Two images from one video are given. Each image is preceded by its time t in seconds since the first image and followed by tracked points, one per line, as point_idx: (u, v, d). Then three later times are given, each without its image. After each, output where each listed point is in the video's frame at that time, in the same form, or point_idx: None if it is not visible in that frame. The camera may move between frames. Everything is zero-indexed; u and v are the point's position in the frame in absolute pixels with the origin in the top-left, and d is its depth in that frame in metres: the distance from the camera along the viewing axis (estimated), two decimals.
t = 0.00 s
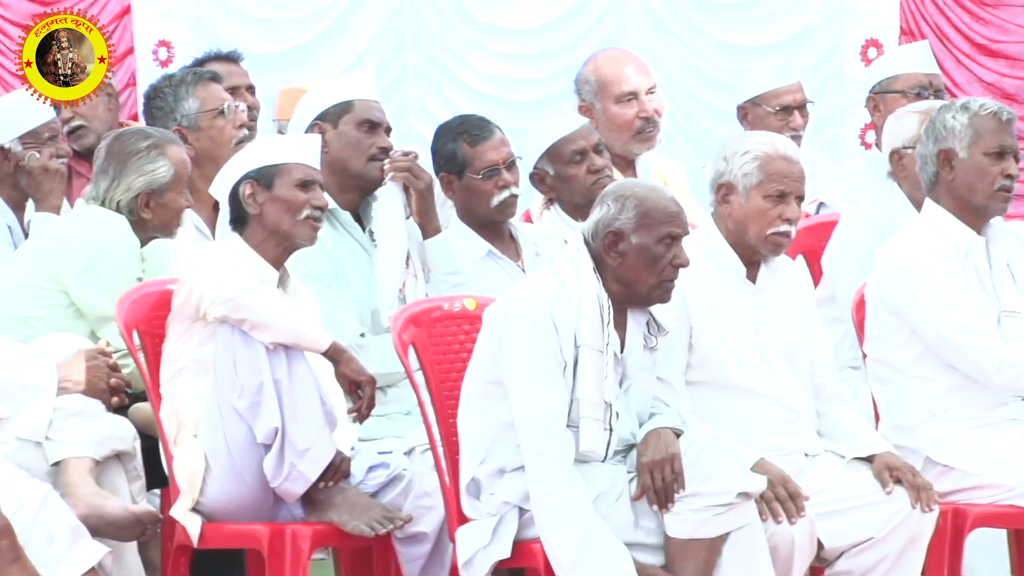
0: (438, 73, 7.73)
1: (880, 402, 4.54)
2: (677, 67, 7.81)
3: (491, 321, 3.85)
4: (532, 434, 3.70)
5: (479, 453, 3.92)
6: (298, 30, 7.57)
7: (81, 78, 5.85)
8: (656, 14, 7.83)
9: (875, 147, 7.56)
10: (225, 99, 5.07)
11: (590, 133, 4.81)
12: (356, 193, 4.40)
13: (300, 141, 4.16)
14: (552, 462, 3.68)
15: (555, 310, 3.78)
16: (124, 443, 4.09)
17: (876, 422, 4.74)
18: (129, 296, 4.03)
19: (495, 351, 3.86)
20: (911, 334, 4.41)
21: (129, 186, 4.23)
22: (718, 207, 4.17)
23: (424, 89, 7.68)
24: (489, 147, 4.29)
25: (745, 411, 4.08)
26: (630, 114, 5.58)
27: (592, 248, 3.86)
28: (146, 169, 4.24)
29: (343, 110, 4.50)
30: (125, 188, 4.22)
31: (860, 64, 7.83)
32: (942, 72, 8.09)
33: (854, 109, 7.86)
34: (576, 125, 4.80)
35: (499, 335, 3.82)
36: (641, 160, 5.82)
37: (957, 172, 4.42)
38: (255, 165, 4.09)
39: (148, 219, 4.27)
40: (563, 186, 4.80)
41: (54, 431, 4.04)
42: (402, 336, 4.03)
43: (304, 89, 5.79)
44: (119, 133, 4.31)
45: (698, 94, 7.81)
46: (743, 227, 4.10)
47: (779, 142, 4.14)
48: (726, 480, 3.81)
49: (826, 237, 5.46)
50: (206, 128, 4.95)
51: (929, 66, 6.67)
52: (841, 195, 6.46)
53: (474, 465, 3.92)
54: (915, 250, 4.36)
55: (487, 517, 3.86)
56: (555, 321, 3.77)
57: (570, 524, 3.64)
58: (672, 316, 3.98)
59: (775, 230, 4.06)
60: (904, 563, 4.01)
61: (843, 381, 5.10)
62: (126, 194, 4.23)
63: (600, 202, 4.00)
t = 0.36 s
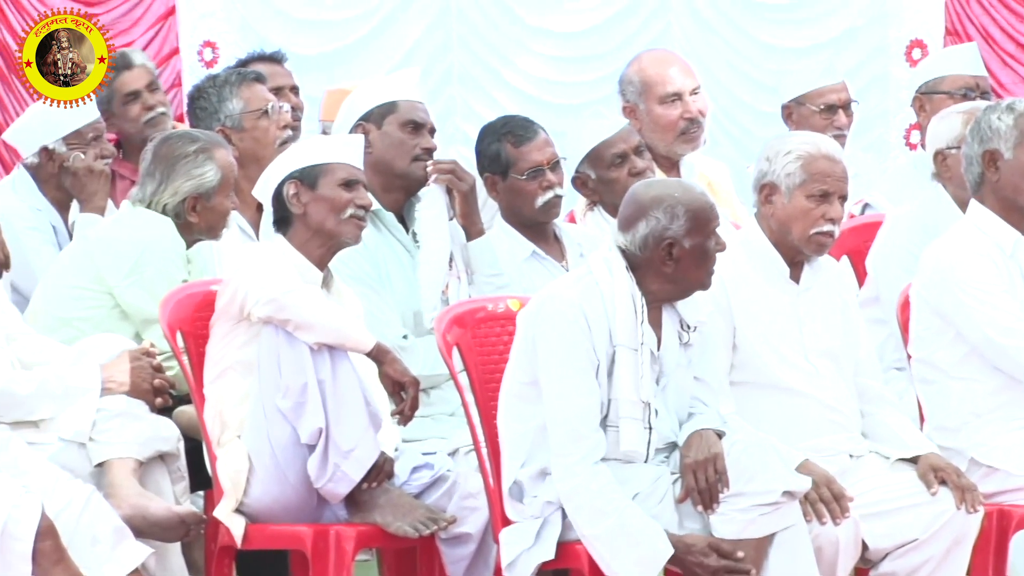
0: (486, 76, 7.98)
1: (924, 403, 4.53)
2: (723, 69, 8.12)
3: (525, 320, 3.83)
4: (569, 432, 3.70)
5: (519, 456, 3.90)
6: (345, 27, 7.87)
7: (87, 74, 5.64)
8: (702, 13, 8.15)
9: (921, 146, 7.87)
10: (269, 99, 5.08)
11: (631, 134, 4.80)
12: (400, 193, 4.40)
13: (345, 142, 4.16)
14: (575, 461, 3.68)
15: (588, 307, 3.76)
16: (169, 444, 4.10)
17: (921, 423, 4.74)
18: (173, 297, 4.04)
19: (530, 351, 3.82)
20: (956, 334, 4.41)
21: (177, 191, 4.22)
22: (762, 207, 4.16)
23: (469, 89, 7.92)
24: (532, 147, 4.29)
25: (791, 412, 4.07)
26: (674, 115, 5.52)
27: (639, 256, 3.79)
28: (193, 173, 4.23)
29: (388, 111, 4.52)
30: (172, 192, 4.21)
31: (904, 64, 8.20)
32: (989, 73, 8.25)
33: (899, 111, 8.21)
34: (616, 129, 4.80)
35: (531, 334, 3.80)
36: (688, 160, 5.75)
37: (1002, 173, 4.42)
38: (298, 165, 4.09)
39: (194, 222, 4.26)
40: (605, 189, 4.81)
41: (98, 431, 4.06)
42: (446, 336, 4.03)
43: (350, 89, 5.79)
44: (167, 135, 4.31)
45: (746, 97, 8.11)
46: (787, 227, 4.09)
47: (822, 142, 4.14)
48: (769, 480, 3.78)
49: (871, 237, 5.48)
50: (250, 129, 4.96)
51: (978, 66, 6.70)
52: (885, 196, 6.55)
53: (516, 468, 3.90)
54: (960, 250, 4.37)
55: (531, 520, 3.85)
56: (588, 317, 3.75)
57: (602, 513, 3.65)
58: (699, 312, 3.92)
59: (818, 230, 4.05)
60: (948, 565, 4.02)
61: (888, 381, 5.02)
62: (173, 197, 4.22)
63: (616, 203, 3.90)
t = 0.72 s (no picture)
0: (533, 71, 8.98)
1: (974, 402, 4.53)
2: (772, 67, 9.11)
3: (576, 320, 3.83)
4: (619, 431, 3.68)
5: (571, 456, 3.89)
6: (396, 31, 8.83)
7: (79, 79, 7.95)
8: (750, 13, 9.11)
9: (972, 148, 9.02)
10: (317, 99, 5.10)
11: (681, 136, 4.84)
12: (449, 193, 4.43)
13: (395, 142, 4.16)
14: (626, 464, 3.65)
15: (639, 308, 3.76)
16: (217, 444, 4.10)
17: (970, 421, 4.76)
18: (222, 297, 4.05)
19: (581, 351, 3.83)
20: (1006, 335, 4.41)
21: (223, 192, 4.23)
22: (810, 207, 4.17)
23: (523, 91, 8.93)
24: (582, 148, 4.33)
25: (843, 412, 4.06)
26: (724, 115, 5.54)
27: (691, 258, 3.80)
28: (240, 174, 4.23)
29: (437, 111, 4.56)
30: (218, 193, 4.21)
31: (955, 65, 9.29)
32: None
33: (948, 112, 9.27)
34: (664, 130, 4.82)
35: (583, 334, 3.80)
36: (735, 160, 5.83)
37: None
38: (347, 166, 4.09)
39: (241, 224, 4.27)
40: (655, 189, 4.84)
41: (148, 431, 4.06)
42: (495, 337, 4.03)
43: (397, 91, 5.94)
44: (214, 136, 4.30)
45: (799, 97, 9.10)
46: (835, 227, 4.10)
47: (871, 142, 4.13)
48: (822, 480, 3.79)
49: (920, 237, 5.53)
50: (298, 128, 4.98)
51: None
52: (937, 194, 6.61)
53: (566, 468, 3.89)
54: (1010, 251, 4.38)
55: (580, 520, 3.85)
56: (639, 318, 3.75)
57: (648, 518, 3.63)
58: (751, 312, 3.92)
59: (867, 230, 4.05)
60: (996, 566, 4.03)
61: (937, 380, 5.05)
62: (219, 199, 4.22)
63: (666, 206, 3.91)
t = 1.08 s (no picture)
0: (584, 70, 8.51)
1: None
2: (825, 69, 8.47)
3: (633, 321, 3.83)
4: (676, 433, 3.68)
5: (624, 455, 3.89)
6: (447, 31, 8.47)
7: (79, 78, 7.91)
8: (806, 16, 8.50)
9: None
10: (368, 99, 5.11)
11: (733, 136, 4.85)
12: (500, 194, 4.42)
13: (446, 142, 4.16)
14: (689, 465, 3.65)
15: (698, 310, 3.76)
16: (268, 444, 4.09)
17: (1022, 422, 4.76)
18: (273, 298, 4.04)
19: (639, 353, 3.82)
20: None
21: (271, 187, 4.20)
22: (862, 207, 4.17)
23: (574, 91, 8.48)
24: (633, 147, 4.40)
25: (896, 413, 4.06)
26: (775, 115, 5.68)
27: (749, 261, 3.79)
28: (288, 169, 4.21)
29: (488, 111, 4.57)
30: (266, 189, 4.19)
31: (1009, 67, 8.34)
32: None
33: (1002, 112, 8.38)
34: (716, 130, 4.85)
35: (642, 335, 3.80)
36: (786, 161, 5.92)
37: None
38: (399, 165, 4.09)
39: (290, 220, 4.25)
40: (707, 190, 4.85)
41: (199, 432, 4.06)
42: (546, 337, 4.03)
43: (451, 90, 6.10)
44: (262, 134, 4.29)
45: (849, 98, 8.43)
46: (888, 227, 4.10)
47: (924, 142, 4.14)
48: (874, 479, 3.77)
49: (971, 237, 5.54)
50: (349, 128, 4.98)
51: None
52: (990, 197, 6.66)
53: (619, 468, 3.90)
54: None
55: (632, 520, 3.85)
56: (699, 320, 3.75)
57: (708, 524, 3.60)
58: (808, 315, 3.91)
59: (920, 230, 4.05)
60: None
61: (988, 380, 4.93)
62: (268, 194, 4.21)
63: (724, 208, 3.90)
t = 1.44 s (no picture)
0: (641, 72, 9.12)
1: None
2: (880, 68, 8.89)
3: (696, 321, 3.84)
4: (739, 435, 3.70)
5: (681, 455, 3.90)
6: (512, 26, 9.10)
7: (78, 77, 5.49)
8: (860, 15, 8.91)
9: None
10: (425, 99, 5.11)
11: (788, 137, 4.88)
12: (557, 195, 4.49)
13: (501, 142, 4.15)
14: (759, 466, 3.67)
15: (763, 312, 3.77)
16: (323, 444, 4.11)
17: None
18: (329, 297, 4.06)
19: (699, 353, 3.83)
20: None
21: (327, 188, 4.20)
22: (918, 207, 4.20)
23: (630, 91, 9.08)
24: (688, 148, 4.45)
25: (950, 413, 4.09)
26: (831, 115, 5.75)
27: (813, 265, 3.82)
28: (343, 170, 4.20)
29: (544, 112, 4.65)
30: (321, 189, 4.19)
31: None
32: None
33: None
34: (773, 131, 4.88)
35: (705, 337, 3.81)
36: (843, 161, 5.93)
37: None
38: (454, 166, 4.10)
39: (346, 220, 4.25)
40: (762, 191, 4.88)
41: (254, 432, 4.09)
42: (601, 338, 4.04)
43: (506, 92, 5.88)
44: (316, 134, 4.29)
45: (905, 98, 8.87)
46: (944, 227, 4.13)
47: (980, 142, 4.16)
48: (928, 481, 3.76)
49: None
50: (406, 129, 5.01)
51: None
52: None
53: (676, 467, 3.90)
54: None
55: (687, 520, 3.85)
56: (763, 321, 3.77)
57: (778, 528, 3.63)
58: (869, 317, 3.93)
59: (976, 231, 4.08)
60: None
61: None
62: (323, 195, 4.20)
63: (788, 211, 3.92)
